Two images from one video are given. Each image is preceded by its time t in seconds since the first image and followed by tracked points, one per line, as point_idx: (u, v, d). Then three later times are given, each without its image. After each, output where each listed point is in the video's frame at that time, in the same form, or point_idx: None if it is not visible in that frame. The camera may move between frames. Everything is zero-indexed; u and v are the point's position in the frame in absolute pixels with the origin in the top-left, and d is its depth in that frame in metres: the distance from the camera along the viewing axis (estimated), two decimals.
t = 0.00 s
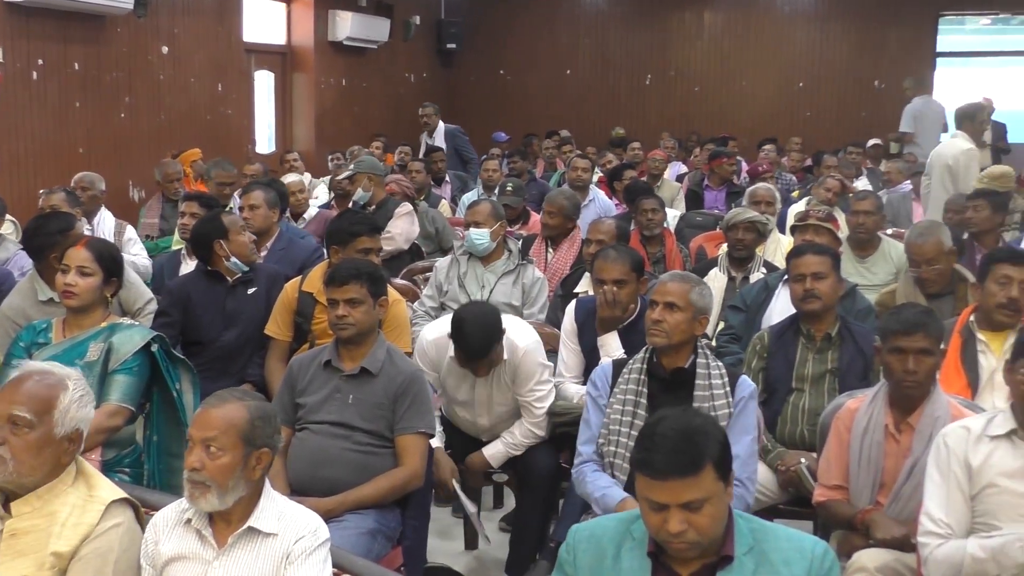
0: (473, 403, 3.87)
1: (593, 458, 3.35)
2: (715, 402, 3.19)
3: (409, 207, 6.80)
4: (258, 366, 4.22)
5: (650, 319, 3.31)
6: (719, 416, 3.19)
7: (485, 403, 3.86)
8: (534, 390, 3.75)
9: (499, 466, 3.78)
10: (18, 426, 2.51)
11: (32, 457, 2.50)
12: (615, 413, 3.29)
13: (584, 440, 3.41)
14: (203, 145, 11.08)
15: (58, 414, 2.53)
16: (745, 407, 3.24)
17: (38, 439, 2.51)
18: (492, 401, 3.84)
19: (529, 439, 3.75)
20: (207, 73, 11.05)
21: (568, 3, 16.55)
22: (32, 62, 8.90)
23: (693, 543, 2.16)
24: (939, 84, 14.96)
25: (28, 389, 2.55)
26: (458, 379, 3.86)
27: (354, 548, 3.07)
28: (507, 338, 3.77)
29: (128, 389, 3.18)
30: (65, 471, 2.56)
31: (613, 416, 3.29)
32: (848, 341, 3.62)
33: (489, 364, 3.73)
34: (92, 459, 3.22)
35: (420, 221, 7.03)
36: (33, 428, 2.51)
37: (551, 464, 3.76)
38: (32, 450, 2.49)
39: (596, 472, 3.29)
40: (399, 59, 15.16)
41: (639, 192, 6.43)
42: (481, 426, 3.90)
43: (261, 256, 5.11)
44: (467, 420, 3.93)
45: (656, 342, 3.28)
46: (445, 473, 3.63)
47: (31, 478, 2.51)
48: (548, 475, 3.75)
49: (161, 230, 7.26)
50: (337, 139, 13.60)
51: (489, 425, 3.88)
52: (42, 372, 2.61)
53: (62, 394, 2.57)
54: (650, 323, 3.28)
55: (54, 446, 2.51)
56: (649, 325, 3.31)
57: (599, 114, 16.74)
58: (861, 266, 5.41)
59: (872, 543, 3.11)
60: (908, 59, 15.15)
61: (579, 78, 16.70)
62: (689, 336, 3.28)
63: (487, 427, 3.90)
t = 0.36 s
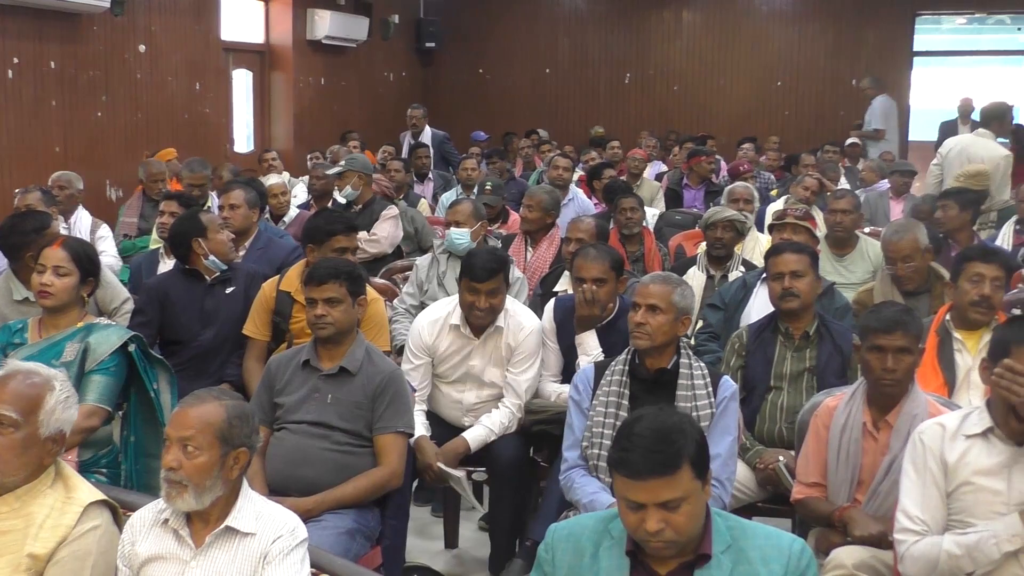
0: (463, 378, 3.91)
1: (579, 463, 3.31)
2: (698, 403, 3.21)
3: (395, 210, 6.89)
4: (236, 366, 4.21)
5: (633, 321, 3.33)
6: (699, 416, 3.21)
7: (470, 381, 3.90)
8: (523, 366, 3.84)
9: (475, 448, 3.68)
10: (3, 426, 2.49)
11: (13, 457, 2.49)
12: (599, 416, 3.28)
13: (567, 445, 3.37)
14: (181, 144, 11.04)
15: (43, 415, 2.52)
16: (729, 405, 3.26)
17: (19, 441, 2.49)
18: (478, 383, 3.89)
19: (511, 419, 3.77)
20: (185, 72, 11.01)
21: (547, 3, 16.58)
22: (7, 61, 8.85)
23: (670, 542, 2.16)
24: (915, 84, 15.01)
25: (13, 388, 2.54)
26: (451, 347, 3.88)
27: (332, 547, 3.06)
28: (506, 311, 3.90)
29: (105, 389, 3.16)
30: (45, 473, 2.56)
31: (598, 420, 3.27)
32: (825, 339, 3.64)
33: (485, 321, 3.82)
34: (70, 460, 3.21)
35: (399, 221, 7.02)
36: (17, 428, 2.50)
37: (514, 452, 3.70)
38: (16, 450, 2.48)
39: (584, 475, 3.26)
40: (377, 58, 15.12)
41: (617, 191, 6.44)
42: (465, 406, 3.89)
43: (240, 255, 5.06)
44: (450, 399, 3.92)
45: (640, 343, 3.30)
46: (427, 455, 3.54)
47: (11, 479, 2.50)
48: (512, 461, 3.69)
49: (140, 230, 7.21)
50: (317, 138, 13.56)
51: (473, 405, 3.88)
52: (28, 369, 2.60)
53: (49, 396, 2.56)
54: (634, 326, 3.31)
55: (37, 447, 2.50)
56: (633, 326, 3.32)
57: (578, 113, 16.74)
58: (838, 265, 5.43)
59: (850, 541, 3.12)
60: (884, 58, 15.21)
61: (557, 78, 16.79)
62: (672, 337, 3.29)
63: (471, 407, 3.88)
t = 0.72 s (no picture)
0: (443, 376, 3.87)
1: (555, 464, 3.31)
2: (677, 402, 3.22)
3: (381, 211, 6.93)
4: (213, 366, 4.20)
5: (614, 320, 3.34)
6: (679, 415, 3.22)
7: (449, 380, 3.87)
8: (501, 364, 3.82)
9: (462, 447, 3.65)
10: None
11: None
12: (578, 416, 3.28)
13: (543, 445, 3.37)
14: (159, 143, 11.00)
15: (12, 411, 2.50)
16: (708, 406, 3.26)
17: None
18: (457, 383, 3.86)
19: (495, 420, 3.76)
20: (163, 70, 10.97)
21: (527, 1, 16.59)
22: None
23: (648, 540, 2.16)
24: (893, 81, 15.21)
25: None
26: (430, 345, 3.86)
27: (311, 547, 3.06)
28: (484, 306, 3.87)
29: (81, 389, 3.14)
30: (18, 472, 2.55)
31: (576, 420, 3.28)
32: (803, 336, 3.65)
33: (460, 316, 3.80)
34: (45, 461, 3.18)
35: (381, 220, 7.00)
36: None
37: (497, 453, 3.70)
38: None
39: (560, 481, 3.26)
40: (356, 55, 15.09)
41: (597, 189, 6.45)
42: (445, 407, 3.87)
43: (219, 252, 5.07)
44: (430, 400, 3.88)
45: (621, 343, 3.31)
46: (406, 456, 3.52)
47: None
48: (494, 463, 3.69)
49: (118, 229, 7.16)
50: (295, 136, 13.52)
51: (453, 406, 3.86)
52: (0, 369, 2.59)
53: (16, 392, 2.55)
54: (615, 326, 3.32)
55: (10, 445, 2.49)
56: (614, 326, 3.34)
57: (558, 111, 16.75)
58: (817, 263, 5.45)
59: (828, 537, 3.13)
60: (862, 56, 15.29)
61: (537, 75, 16.76)
62: (653, 335, 3.33)
63: (450, 407, 3.86)
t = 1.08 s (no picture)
0: (418, 382, 3.84)
1: (533, 463, 3.31)
2: (655, 399, 3.24)
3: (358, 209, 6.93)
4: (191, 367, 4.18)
5: (592, 318, 3.35)
6: (657, 413, 3.24)
7: (424, 386, 3.83)
8: (475, 368, 3.78)
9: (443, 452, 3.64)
10: None
11: None
12: (556, 414, 3.29)
13: (521, 444, 3.37)
14: (135, 142, 10.95)
15: None
16: (686, 404, 3.29)
17: None
18: (433, 387, 3.83)
19: (476, 423, 3.74)
20: (140, 69, 10.93)
21: None
22: None
23: (627, 536, 2.17)
24: (870, 80, 15.36)
25: None
26: (401, 351, 3.82)
27: (290, 547, 3.05)
28: (450, 308, 3.81)
29: (58, 389, 3.13)
30: None
31: (555, 418, 3.28)
32: (781, 334, 3.66)
33: (426, 321, 3.72)
34: (21, 462, 3.17)
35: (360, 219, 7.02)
36: None
37: (483, 455, 3.70)
38: None
39: (539, 480, 3.26)
40: (335, 54, 15.06)
41: (576, 188, 6.45)
42: (424, 413, 3.85)
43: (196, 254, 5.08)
44: (409, 407, 3.86)
45: (600, 340, 3.32)
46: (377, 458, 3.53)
47: None
48: (483, 466, 3.69)
49: (95, 229, 7.12)
50: (273, 135, 13.48)
51: (431, 411, 3.84)
52: None
53: None
54: (593, 323, 3.33)
55: None
56: (592, 324, 3.35)
57: (537, 110, 16.74)
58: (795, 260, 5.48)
59: (806, 534, 3.14)
60: (839, 55, 15.39)
61: (516, 73, 16.74)
62: (631, 333, 3.34)
63: (430, 412, 3.84)
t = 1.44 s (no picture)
0: (395, 377, 3.83)
1: (511, 460, 3.32)
2: (632, 396, 3.25)
3: (332, 205, 6.94)
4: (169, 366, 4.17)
5: (571, 316, 3.36)
6: (635, 409, 3.25)
7: (400, 379, 3.83)
8: (451, 362, 3.78)
9: (419, 446, 3.64)
10: None
11: None
12: (534, 410, 3.30)
13: (499, 441, 3.38)
14: (112, 140, 10.91)
15: None
16: (663, 400, 3.30)
17: None
18: (410, 382, 3.82)
19: (453, 419, 3.72)
20: (116, 67, 10.89)
21: None
22: None
23: (605, 531, 2.17)
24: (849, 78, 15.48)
25: None
26: (376, 345, 3.82)
27: (268, 545, 3.05)
28: (423, 301, 3.82)
29: (34, 389, 3.11)
30: None
31: (532, 414, 3.29)
32: (759, 330, 3.67)
33: (401, 312, 3.75)
34: None
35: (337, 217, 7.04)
36: None
37: (463, 451, 3.70)
38: None
39: (516, 477, 3.27)
40: (313, 53, 15.03)
41: (555, 185, 6.46)
42: (401, 407, 3.84)
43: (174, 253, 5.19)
44: (385, 401, 3.86)
45: (578, 338, 3.33)
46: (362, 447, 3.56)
47: None
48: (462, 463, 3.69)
49: (71, 227, 7.09)
50: (252, 133, 13.44)
51: (408, 405, 3.83)
52: None
53: None
54: (572, 321, 3.34)
55: None
56: (571, 321, 3.36)
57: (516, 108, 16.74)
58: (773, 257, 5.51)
59: (784, 529, 3.16)
60: (816, 53, 15.48)
61: (496, 71, 16.74)
62: (609, 329, 3.35)
63: (407, 407, 3.83)
